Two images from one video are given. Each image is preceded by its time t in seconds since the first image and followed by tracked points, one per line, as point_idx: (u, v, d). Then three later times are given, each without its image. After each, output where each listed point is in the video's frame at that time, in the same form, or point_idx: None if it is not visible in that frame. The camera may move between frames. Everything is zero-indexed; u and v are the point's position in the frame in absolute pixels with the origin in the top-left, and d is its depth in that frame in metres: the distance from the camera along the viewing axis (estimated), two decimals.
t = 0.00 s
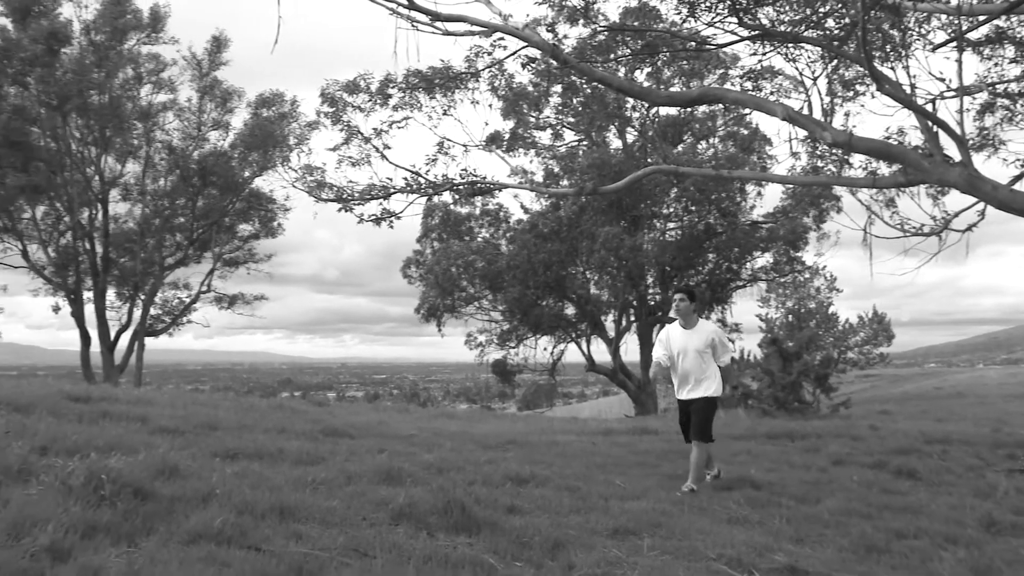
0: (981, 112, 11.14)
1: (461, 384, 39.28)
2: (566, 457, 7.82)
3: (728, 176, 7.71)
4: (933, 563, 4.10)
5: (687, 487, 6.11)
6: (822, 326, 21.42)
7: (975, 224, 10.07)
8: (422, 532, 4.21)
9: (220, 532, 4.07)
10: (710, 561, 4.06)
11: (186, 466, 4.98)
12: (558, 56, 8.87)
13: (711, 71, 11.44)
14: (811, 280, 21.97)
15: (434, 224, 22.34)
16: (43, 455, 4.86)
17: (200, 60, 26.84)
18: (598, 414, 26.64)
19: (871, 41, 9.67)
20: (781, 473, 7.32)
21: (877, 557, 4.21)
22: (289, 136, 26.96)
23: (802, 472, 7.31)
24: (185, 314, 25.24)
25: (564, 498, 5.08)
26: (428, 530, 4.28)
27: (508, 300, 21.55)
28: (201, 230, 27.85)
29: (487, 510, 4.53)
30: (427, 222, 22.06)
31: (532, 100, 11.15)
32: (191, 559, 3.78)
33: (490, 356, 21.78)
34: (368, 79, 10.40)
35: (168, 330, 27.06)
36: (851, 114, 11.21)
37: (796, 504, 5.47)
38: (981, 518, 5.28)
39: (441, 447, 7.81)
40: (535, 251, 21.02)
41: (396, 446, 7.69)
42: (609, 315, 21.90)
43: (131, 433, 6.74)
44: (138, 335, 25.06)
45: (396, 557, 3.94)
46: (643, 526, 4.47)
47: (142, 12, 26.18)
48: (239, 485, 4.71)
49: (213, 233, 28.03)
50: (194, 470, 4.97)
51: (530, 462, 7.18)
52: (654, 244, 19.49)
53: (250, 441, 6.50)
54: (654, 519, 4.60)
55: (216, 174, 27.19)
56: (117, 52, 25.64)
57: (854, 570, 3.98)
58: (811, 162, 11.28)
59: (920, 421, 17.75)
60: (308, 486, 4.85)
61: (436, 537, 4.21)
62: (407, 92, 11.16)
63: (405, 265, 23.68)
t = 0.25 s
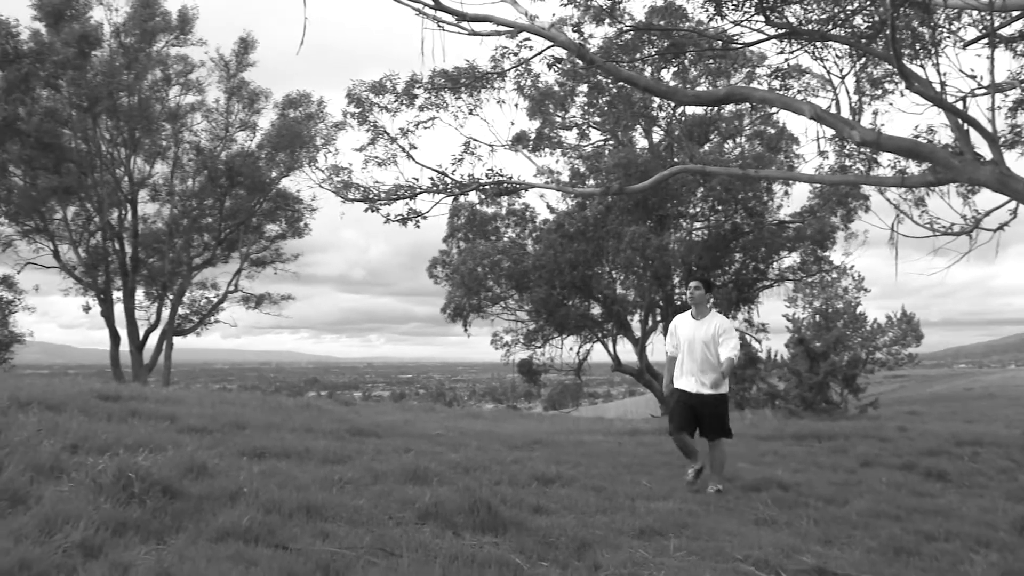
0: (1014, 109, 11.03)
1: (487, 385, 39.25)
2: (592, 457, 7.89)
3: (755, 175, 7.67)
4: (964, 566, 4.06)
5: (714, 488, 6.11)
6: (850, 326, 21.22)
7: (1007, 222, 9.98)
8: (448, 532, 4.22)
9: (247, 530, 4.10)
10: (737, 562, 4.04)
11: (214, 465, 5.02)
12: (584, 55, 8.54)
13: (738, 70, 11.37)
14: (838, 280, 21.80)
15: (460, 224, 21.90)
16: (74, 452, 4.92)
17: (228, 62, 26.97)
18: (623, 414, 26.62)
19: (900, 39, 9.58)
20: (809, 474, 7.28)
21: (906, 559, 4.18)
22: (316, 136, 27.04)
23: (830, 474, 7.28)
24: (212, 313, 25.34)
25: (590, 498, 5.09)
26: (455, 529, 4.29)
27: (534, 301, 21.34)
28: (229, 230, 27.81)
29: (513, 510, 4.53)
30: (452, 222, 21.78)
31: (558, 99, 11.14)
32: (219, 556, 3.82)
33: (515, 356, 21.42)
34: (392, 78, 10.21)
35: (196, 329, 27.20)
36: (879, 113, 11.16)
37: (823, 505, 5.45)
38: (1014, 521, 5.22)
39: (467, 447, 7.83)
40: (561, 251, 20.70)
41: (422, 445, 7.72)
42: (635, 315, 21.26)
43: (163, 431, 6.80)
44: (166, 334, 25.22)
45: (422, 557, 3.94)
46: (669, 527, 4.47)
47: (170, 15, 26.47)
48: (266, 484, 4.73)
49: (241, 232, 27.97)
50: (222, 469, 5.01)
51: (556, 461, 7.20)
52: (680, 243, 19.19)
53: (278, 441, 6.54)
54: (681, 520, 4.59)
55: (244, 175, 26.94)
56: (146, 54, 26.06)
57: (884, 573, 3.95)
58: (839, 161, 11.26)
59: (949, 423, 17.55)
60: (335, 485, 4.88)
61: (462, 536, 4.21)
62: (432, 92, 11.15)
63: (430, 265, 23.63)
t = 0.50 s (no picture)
0: None
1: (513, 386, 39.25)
2: (616, 457, 7.94)
3: (781, 174, 7.65)
4: (994, 571, 4.01)
5: (740, 489, 6.10)
6: (876, 326, 21.08)
7: None
8: (473, 531, 4.22)
9: (273, 528, 4.13)
10: (762, 563, 4.02)
11: (240, 463, 5.05)
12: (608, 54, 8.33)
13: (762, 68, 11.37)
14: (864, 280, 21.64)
15: (484, 224, 21.36)
16: (102, 450, 4.97)
17: (254, 63, 27.09)
18: (644, 414, 26.59)
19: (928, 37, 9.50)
20: (836, 475, 7.24)
21: (934, 562, 4.13)
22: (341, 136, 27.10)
23: (857, 475, 7.24)
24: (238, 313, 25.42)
25: (615, 498, 5.09)
26: (479, 528, 4.30)
27: (558, 300, 21.27)
28: (254, 230, 27.87)
29: (538, 510, 4.53)
30: (478, 224, 21.01)
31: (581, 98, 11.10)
32: (246, 554, 3.84)
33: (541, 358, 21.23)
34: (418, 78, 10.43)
35: (222, 329, 27.32)
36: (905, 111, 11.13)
37: (850, 507, 5.43)
38: None
39: (492, 447, 7.85)
40: (585, 251, 20.45)
41: (447, 445, 7.73)
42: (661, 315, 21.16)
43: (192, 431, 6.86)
44: (193, 334, 25.34)
45: (447, 556, 3.95)
46: (694, 527, 4.45)
47: (196, 17, 26.70)
48: (292, 483, 4.76)
49: (267, 233, 28.01)
50: (248, 467, 5.04)
51: (580, 461, 7.22)
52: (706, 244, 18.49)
53: (304, 440, 6.57)
54: (706, 521, 4.57)
55: (269, 175, 27.13)
56: (173, 56, 26.32)
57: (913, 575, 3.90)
58: (865, 160, 11.24)
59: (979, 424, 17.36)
60: (360, 484, 4.89)
61: (487, 536, 4.21)
62: (456, 93, 11.12)
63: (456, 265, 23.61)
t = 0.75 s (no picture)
0: None
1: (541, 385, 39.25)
2: (642, 457, 7.99)
3: (809, 174, 7.54)
4: None
5: (767, 490, 6.10)
6: (904, 326, 20.97)
7: None
8: (499, 531, 4.22)
9: (299, 527, 4.16)
10: (789, 565, 3.99)
11: (267, 462, 5.09)
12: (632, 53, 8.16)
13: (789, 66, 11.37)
14: (891, 280, 21.47)
15: (510, 224, 21.45)
16: (132, 448, 5.02)
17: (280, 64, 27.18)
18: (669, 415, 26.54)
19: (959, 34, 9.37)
20: (864, 476, 7.20)
21: (965, 566, 4.09)
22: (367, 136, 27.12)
23: (886, 476, 7.19)
24: (265, 313, 25.50)
25: (641, 498, 5.08)
26: (505, 528, 4.31)
27: (584, 300, 21.27)
28: (280, 230, 27.82)
29: (564, 510, 4.53)
30: (503, 223, 21.23)
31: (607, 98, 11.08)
32: (272, 552, 3.87)
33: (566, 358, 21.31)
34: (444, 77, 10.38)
35: (249, 328, 27.38)
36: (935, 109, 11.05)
37: (878, 509, 5.40)
38: None
39: (518, 446, 7.87)
40: (611, 251, 20.58)
41: (472, 444, 7.75)
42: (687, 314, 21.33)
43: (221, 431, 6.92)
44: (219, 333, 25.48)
45: (472, 556, 3.95)
46: (720, 528, 4.43)
47: (224, 18, 26.86)
48: (318, 481, 4.78)
49: (292, 233, 27.95)
50: (275, 466, 5.07)
51: (606, 461, 7.24)
52: (732, 242, 18.79)
53: (330, 438, 6.62)
54: (732, 522, 4.55)
55: (296, 175, 27.18)
56: (201, 58, 26.40)
57: None
58: (893, 159, 11.16)
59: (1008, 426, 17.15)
60: (386, 483, 4.91)
61: (512, 535, 4.22)
62: (481, 93, 11.09)
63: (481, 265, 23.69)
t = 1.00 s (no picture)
0: None
1: (567, 384, 39.24)
2: (668, 458, 8.04)
3: (836, 173, 7.41)
4: None
5: (794, 491, 6.09)
6: (933, 326, 20.83)
7: None
8: (525, 531, 4.22)
9: (326, 526, 4.18)
10: (817, 566, 3.96)
11: (294, 461, 5.11)
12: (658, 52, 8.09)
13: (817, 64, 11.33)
14: (919, 280, 21.29)
15: (536, 223, 22.09)
16: (160, 446, 5.06)
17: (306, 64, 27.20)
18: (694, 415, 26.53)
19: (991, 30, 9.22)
20: (893, 478, 7.15)
21: (997, 569, 4.05)
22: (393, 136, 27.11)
23: (915, 478, 7.15)
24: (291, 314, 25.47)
25: (667, 499, 5.08)
26: (531, 528, 4.31)
27: (608, 300, 21.11)
28: (307, 229, 27.90)
29: (590, 510, 4.53)
30: (529, 222, 21.83)
31: (632, 98, 11.05)
32: (299, 551, 3.90)
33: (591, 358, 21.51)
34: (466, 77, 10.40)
35: (276, 328, 27.48)
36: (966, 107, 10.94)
37: (907, 511, 5.36)
38: None
39: (543, 446, 7.88)
40: (637, 251, 20.71)
41: (498, 444, 7.76)
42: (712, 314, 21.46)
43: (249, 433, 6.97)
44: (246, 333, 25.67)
45: (498, 555, 3.96)
46: (747, 529, 4.41)
47: (251, 20, 27.02)
48: (344, 481, 4.80)
49: (320, 233, 28.04)
50: (302, 465, 5.10)
51: (632, 462, 7.26)
52: (758, 241, 19.08)
53: (355, 438, 6.67)
54: (759, 523, 4.53)
55: (322, 175, 27.14)
56: (228, 59, 26.49)
57: None
58: (922, 157, 11.16)
59: None
60: (412, 482, 4.93)
61: (538, 535, 4.22)
62: (506, 93, 11.03)
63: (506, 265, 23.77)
